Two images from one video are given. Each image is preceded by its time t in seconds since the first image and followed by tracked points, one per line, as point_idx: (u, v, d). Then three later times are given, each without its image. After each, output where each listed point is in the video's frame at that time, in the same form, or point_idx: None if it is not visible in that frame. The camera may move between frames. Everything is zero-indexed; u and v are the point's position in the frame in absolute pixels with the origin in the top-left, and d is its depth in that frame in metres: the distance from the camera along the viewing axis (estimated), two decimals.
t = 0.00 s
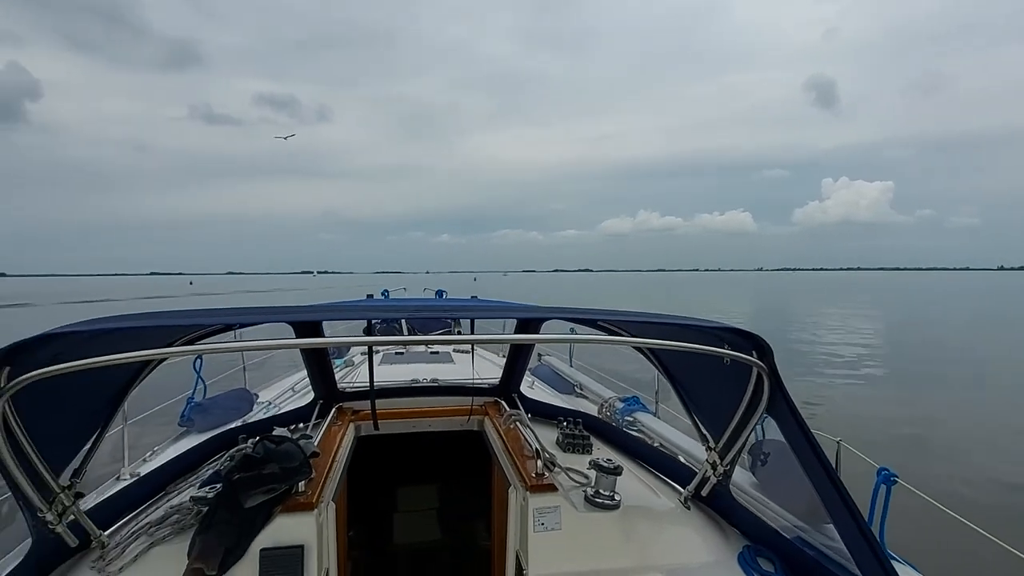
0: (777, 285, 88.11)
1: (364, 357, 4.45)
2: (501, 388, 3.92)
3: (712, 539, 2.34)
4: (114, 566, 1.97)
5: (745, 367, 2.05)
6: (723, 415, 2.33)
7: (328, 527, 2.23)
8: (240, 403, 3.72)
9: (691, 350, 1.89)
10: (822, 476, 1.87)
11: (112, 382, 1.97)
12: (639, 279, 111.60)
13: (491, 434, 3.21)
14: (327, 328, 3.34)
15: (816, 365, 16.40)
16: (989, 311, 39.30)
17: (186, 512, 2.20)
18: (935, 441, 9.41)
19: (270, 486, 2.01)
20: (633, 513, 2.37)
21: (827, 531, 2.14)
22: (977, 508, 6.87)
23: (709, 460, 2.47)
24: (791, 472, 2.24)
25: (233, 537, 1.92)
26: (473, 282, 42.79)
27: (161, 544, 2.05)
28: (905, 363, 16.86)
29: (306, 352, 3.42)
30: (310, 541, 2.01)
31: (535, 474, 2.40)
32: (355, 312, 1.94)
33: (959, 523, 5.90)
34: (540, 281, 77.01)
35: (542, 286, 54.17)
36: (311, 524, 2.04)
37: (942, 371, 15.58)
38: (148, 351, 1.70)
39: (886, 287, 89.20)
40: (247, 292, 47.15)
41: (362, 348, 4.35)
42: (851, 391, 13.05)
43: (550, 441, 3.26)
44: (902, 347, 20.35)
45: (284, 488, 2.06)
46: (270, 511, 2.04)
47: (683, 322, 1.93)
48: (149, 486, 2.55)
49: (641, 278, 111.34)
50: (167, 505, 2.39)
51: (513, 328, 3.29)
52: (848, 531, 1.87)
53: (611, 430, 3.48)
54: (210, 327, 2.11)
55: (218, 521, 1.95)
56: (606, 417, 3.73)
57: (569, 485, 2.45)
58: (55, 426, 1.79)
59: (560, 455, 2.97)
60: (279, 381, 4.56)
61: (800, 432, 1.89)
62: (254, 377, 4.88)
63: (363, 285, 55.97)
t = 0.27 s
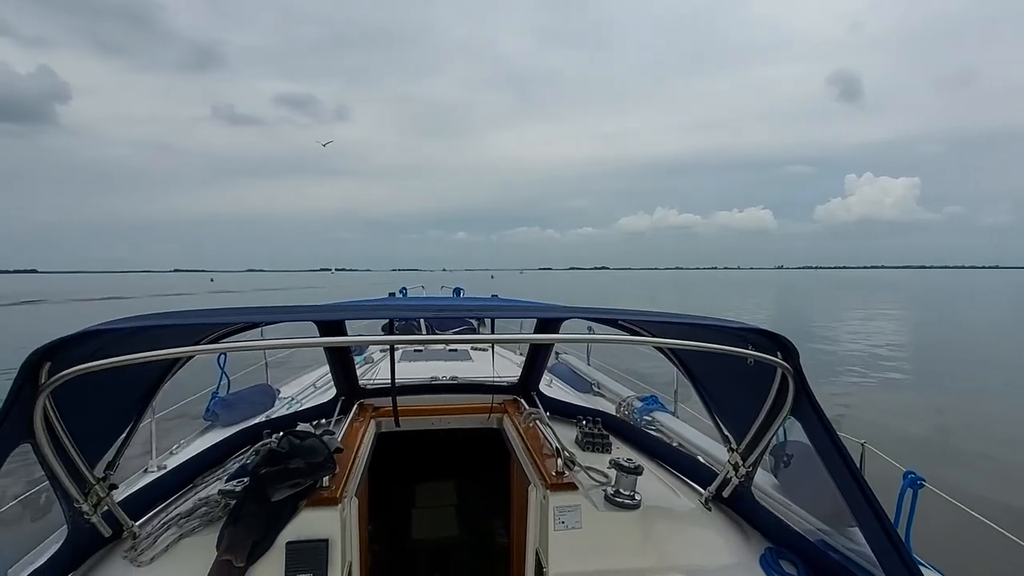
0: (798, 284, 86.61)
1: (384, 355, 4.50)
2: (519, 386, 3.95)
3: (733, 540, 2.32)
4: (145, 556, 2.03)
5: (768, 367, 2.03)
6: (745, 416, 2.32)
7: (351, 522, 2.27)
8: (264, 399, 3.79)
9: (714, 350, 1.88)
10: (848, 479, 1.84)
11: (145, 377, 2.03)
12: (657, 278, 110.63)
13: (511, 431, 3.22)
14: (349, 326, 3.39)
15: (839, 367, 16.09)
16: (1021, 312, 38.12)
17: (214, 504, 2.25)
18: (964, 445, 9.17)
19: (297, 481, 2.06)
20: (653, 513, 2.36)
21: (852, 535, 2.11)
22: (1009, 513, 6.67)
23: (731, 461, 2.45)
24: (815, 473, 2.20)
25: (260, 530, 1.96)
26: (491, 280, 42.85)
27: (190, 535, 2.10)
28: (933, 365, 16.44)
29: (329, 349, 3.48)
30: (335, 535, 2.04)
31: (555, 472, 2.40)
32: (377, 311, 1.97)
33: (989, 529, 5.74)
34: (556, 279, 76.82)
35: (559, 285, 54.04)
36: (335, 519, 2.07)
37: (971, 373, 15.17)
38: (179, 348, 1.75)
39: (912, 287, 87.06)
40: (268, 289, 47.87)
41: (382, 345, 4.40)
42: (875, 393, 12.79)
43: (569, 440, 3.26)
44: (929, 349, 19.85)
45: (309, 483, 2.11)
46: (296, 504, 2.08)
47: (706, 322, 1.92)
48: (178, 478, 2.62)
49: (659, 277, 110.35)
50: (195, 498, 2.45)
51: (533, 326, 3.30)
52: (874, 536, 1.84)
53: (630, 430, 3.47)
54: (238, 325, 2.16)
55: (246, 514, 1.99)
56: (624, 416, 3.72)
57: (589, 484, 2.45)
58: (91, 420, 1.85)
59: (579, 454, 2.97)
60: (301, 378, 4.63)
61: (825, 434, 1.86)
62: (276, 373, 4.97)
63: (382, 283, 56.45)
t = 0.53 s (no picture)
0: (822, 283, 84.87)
1: (405, 352, 4.55)
2: (538, 385, 3.96)
3: (755, 542, 2.29)
4: (175, 546, 2.08)
5: (794, 367, 2.00)
6: (770, 416, 2.28)
7: (373, 517, 2.30)
8: (287, 394, 3.86)
9: (738, 350, 1.86)
10: (876, 482, 1.80)
11: (175, 373, 2.09)
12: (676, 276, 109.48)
13: (530, 429, 3.22)
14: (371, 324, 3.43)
15: (865, 367, 15.74)
16: None
17: (241, 497, 2.30)
18: (998, 448, 8.89)
19: (321, 476, 2.09)
20: (675, 513, 2.34)
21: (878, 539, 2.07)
22: None
23: (755, 463, 2.42)
24: (841, 476, 2.17)
25: (286, 523, 1.99)
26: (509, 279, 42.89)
27: (218, 527, 2.15)
28: (964, 366, 15.97)
29: (351, 347, 3.52)
30: (358, 529, 2.07)
31: (576, 470, 2.39)
32: (399, 309, 1.99)
33: None
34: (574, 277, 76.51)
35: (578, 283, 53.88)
36: (359, 513, 2.10)
37: (1005, 373, 14.67)
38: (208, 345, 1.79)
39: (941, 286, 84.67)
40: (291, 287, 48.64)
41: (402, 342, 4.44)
42: (902, 394, 12.47)
43: (589, 438, 3.26)
44: (959, 349, 19.28)
45: (333, 478, 2.15)
46: (320, 498, 2.12)
47: (729, 321, 1.90)
48: (206, 472, 2.68)
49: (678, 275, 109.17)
50: (223, 491, 2.51)
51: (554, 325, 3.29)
52: (903, 540, 1.80)
53: (650, 429, 3.45)
54: (264, 322, 2.20)
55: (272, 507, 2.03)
56: (644, 415, 3.69)
57: (609, 483, 2.44)
58: (125, 414, 1.91)
59: (599, 453, 2.96)
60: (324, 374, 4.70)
61: (853, 435, 1.83)
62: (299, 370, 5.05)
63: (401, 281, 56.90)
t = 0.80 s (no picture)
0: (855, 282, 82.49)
1: (429, 349, 4.59)
2: (562, 383, 3.95)
3: (785, 546, 2.25)
4: (210, 535, 2.15)
5: (828, 367, 1.95)
6: (802, 418, 2.23)
7: (399, 511, 2.33)
8: (316, 389, 3.93)
9: (769, 348, 1.82)
10: (913, 486, 1.75)
11: (210, 368, 2.15)
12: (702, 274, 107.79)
13: (555, 427, 3.22)
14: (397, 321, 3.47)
15: (900, 368, 15.24)
16: None
17: (272, 490, 2.36)
18: None
19: (350, 470, 2.14)
20: (701, 514, 2.31)
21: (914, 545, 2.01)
22: None
23: (785, 464, 2.37)
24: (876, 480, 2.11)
25: (316, 515, 2.03)
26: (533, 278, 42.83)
27: (251, 518, 2.22)
28: (1006, 368, 15.32)
29: (378, 344, 3.58)
30: (385, 523, 2.11)
31: (601, 469, 2.39)
32: (425, 306, 2.01)
33: None
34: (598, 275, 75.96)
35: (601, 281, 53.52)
36: (386, 507, 2.14)
37: None
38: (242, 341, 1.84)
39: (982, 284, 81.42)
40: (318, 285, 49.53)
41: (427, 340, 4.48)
42: (940, 396, 12.03)
43: (614, 437, 3.24)
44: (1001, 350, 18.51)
45: (361, 472, 2.19)
46: (349, 492, 2.16)
47: (760, 320, 1.87)
48: (239, 464, 2.76)
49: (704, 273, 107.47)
50: (254, 483, 2.58)
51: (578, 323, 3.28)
52: (940, 547, 1.74)
53: (675, 428, 3.42)
54: (294, 319, 2.25)
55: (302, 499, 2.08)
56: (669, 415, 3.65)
57: (634, 483, 2.43)
58: (164, 407, 1.98)
59: (624, 452, 2.94)
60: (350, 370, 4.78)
61: (888, 437, 1.77)
62: (327, 366, 5.14)
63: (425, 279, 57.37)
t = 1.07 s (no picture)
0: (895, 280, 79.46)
1: (458, 346, 4.64)
2: (590, 381, 3.95)
3: (819, 550, 2.20)
4: (249, 524, 2.23)
5: (867, 368, 1.89)
6: (839, 420, 2.17)
7: (430, 506, 2.37)
8: (348, 385, 4.02)
9: (805, 349, 1.78)
10: (956, 490, 1.69)
11: (249, 363, 2.22)
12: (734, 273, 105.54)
13: (583, 425, 3.22)
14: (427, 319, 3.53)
15: (945, 371, 14.62)
16: None
17: (307, 482, 2.44)
18: None
19: (381, 463, 2.19)
20: (733, 515, 2.28)
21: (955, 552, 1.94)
22: None
23: (821, 467, 2.31)
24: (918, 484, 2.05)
25: (349, 507, 2.09)
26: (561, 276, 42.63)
27: (287, 508, 2.29)
28: None
29: (408, 341, 3.63)
30: (416, 517, 2.15)
31: (630, 469, 2.37)
32: (455, 304, 2.04)
33: None
34: (627, 273, 75.18)
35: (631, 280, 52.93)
36: (416, 501, 2.18)
37: None
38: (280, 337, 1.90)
39: None
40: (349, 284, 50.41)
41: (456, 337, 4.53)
42: (989, 401, 11.49)
43: (643, 437, 3.22)
44: None
45: (392, 466, 2.25)
46: (381, 486, 2.21)
47: (796, 318, 1.83)
48: (275, 456, 2.85)
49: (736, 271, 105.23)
50: (290, 475, 2.66)
51: (607, 321, 3.27)
52: (985, 555, 1.67)
53: (705, 428, 3.37)
54: (328, 316, 2.30)
55: (336, 492, 2.14)
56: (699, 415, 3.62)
57: (664, 483, 2.41)
58: (205, 400, 2.06)
59: (653, 451, 2.92)
60: (381, 367, 4.86)
61: (930, 441, 1.72)
62: (358, 362, 5.24)
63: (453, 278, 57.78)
